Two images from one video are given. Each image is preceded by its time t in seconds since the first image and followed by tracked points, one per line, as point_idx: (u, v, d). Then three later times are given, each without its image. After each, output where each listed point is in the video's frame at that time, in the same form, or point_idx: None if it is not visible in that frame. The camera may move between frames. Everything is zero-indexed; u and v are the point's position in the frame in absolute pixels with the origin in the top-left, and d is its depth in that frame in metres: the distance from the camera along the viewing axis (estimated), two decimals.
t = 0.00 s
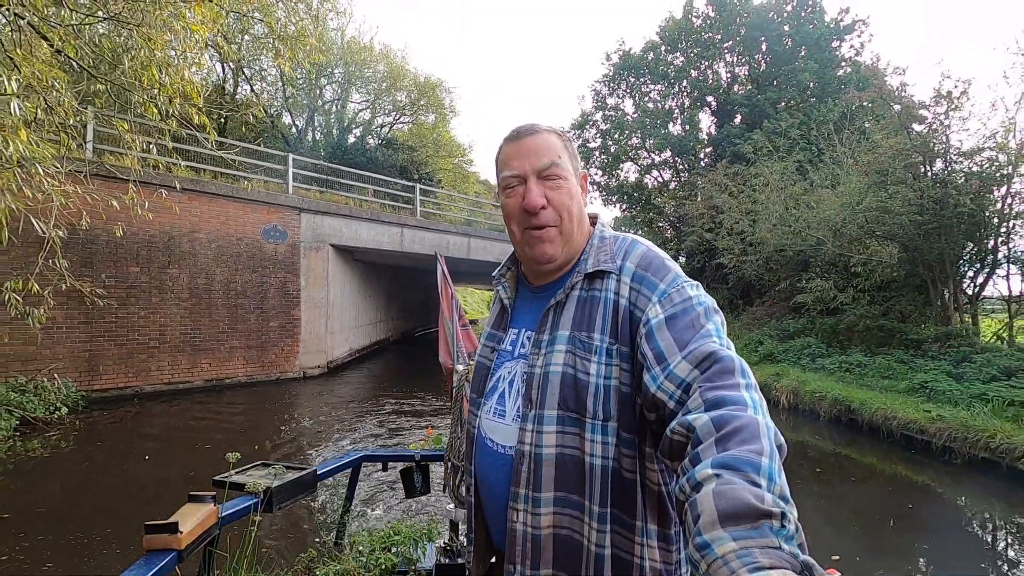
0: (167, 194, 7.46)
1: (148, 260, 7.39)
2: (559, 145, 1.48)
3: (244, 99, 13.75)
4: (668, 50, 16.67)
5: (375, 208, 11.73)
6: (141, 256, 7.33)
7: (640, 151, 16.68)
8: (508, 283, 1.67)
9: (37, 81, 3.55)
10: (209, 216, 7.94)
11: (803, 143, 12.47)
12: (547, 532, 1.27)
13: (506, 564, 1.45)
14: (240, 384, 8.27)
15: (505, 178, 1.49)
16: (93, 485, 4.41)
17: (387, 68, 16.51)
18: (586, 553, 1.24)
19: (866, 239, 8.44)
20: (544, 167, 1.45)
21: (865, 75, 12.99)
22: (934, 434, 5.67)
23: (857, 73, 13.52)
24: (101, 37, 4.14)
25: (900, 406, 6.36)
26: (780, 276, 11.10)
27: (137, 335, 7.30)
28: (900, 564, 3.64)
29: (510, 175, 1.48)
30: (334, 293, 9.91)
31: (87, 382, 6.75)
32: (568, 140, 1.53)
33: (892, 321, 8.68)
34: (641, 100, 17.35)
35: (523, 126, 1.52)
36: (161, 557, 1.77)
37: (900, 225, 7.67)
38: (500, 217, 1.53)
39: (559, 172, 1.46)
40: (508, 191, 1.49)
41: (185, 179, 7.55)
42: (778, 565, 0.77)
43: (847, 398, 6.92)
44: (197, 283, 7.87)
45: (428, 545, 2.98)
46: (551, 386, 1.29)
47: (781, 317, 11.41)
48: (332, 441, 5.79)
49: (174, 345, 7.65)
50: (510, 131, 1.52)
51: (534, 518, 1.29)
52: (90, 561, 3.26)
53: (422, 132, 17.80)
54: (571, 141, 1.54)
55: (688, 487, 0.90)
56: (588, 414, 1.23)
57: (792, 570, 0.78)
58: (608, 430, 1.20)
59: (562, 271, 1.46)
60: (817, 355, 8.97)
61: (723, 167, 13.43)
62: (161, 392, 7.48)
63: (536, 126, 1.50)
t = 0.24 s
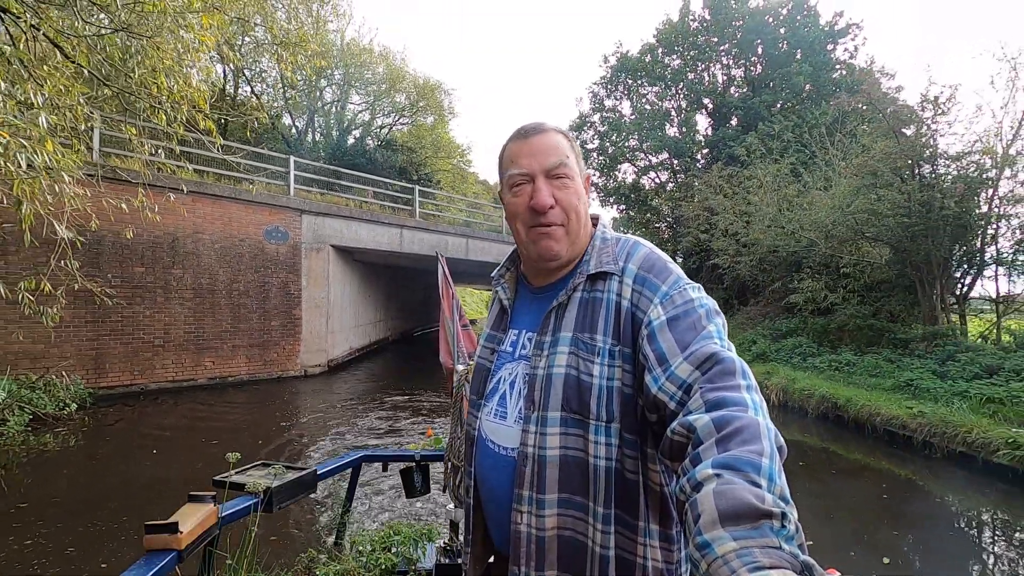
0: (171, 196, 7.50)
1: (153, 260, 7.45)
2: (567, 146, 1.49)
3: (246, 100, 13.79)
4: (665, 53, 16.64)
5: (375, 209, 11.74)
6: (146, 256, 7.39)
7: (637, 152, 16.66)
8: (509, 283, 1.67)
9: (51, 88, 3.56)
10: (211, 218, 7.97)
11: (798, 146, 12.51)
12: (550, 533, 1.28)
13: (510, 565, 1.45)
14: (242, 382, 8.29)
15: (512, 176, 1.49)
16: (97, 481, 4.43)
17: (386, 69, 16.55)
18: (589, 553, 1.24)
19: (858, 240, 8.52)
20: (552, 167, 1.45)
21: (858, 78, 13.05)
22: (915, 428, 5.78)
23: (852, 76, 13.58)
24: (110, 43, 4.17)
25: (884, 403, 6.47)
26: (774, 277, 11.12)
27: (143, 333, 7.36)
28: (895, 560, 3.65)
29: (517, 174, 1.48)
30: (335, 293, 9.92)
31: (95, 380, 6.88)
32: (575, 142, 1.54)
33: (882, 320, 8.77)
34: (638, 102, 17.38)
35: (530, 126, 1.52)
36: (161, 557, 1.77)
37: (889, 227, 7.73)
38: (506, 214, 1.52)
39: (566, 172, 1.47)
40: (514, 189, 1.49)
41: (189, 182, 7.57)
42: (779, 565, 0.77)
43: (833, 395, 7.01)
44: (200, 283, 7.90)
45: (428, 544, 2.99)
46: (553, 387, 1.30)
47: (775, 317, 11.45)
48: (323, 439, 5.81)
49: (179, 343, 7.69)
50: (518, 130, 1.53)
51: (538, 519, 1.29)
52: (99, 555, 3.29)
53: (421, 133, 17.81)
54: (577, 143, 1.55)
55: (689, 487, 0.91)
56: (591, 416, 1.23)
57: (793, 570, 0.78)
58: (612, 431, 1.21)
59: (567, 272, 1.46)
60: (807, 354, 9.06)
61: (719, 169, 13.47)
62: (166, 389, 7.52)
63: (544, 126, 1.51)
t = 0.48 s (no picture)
0: (175, 198, 7.52)
1: (157, 260, 7.46)
2: (566, 146, 1.50)
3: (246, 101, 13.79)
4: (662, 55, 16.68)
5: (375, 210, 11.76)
6: (150, 257, 7.40)
7: (636, 153, 16.52)
8: (507, 283, 1.68)
9: (64, 92, 3.54)
10: (214, 219, 7.99)
11: (793, 148, 12.55)
12: (552, 534, 1.29)
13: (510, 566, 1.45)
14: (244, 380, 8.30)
15: (511, 177, 1.50)
16: (108, 478, 4.46)
17: (385, 70, 16.57)
18: (591, 555, 1.25)
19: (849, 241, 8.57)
20: (551, 167, 1.46)
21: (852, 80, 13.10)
22: (897, 424, 5.86)
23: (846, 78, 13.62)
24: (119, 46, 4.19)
25: (869, 400, 6.56)
26: (768, 278, 11.14)
27: (147, 331, 7.39)
28: (890, 553, 3.67)
29: (516, 174, 1.49)
30: (336, 292, 9.92)
31: (100, 378, 6.93)
32: (574, 143, 1.55)
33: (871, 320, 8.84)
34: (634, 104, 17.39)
35: (530, 126, 1.53)
36: (161, 557, 1.77)
37: (877, 228, 7.78)
38: (504, 214, 1.53)
39: (565, 173, 1.47)
40: (513, 190, 1.49)
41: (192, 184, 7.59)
42: (780, 565, 0.77)
43: (821, 393, 7.04)
44: (203, 283, 7.92)
45: (428, 544, 2.99)
46: (554, 388, 1.30)
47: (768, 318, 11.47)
48: (320, 437, 5.84)
49: (183, 341, 7.71)
50: (517, 130, 1.53)
51: (539, 521, 1.30)
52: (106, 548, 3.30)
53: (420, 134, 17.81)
54: (577, 144, 1.56)
55: (689, 487, 0.91)
56: (592, 417, 1.24)
57: (793, 570, 0.78)
58: (612, 432, 1.21)
59: (565, 272, 1.47)
60: (797, 352, 9.12)
61: (715, 171, 13.49)
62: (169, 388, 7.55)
63: (543, 126, 1.52)
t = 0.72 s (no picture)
0: (180, 200, 7.54)
1: (161, 260, 7.47)
2: (567, 146, 1.50)
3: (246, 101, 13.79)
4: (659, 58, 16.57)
5: (375, 211, 11.76)
6: (154, 257, 7.41)
7: (633, 155, 16.45)
8: (508, 283, 1.69)
9: (82, 103, 3.54)
10: (216, 219, 7.99)
11: (788, 150, 12.59)
12: (553, 534, 1.29)
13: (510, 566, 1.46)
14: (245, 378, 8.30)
15: (511, 176, 1.50)
16: (112, 475, 4.47)
17: (384, 71, 16.58)
18: (592, 554, 1.25)
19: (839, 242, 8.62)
20: (552, 167, 1.47)
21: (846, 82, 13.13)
22: (881, 420, 5.89)
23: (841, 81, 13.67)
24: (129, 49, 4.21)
25: (852, 396, 6.63)
26: (761, 279, 11.16)
27: (152, 330, 7.39)
28: (885, 549, 3.69)
29: (517, 174, 1.49)
30: (337, 292, 9.93)
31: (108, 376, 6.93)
32: (575, 143, 1.55)
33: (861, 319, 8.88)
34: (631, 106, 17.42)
35: (531, 126, 1.54)
36: (161, 557, 1.78)
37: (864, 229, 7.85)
38: (504, 213, 1.53)
39: (566, 173, 1.48)
40: (514, 189, 1.50)
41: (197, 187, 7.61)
42: (778, 565, 0.78)
43: (809, 390, 7.07)
44: (207, 283, 7.93)
45: (428, 544, 3.00)
46: (554, 388, 1.31)
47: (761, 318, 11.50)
48: (318, 435, 5.86)
49: (187, 340, 7.72)
50: (519, 130, 1.54)
51: (540, 521, 1.30)
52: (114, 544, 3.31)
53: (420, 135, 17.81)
54: (578, 144, 1.56)
55: (688, 487, 0.92)
56: (592, 416, 1.24)
57: (792, 570, 0.78)
58: (612, 430, 1.22)
59: (564, 273, 1.47)
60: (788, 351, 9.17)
61: (711, 172, 13.52)
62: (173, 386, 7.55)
63: (545, 126, 1.53)
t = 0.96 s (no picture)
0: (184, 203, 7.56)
1: (165, 261, 7.47)
2: (564, 146, 1.51)
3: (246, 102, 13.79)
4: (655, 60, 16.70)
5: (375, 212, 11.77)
6: (158, 258, 7.41)
7: (627, 156, 16.61)
8: (506, 283, 1.69)
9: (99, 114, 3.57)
10: (219, 220, 8.00)
11: (784, 153, 12.64)
12: (553, 534, 1.30)
13: (510, 565, 1.46)
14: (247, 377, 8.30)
15: (508, 176, 1.51)
16: (116, 471, 4.48)
17: (383, 73, 16.60)
18: (592, 553, 1.26)
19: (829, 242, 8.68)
20: (548, 167, 1.47)
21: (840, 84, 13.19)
22: (866, 416, 5.93)
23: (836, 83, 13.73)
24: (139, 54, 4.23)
25: (837, 393, 6.68)
26: (756, 280, 11.18)
27: (156, 329, 7.40)
28: (883, 544, 3.70)
29: (514, 174, 1.50)
30: (337, 292, 9.93)
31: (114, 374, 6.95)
32: (573, 142, 1.56)
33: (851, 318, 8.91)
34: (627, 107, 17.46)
35: (528, 126, 1.54)
36: (161, 557, 1.78)
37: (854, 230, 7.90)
38: (501, 213, 1.54)
39: (562, 172, 1.48)
40: (510, 189, 1.51)
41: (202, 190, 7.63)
42: (778, 565, 0.78)
43: (798, 387, 7.09)
44: (210, 284, 7.94)
45: (428, 544, 3.01)
46: (554, 387, 1.31)
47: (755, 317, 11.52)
48: (317, 433, 5.87)
49: (191, 340, 7.73)
50: (516, 130, 1.55)
51: (539, 521, 1.31)
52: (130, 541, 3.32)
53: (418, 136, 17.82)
54: (575, 143, 1.57)
55: (689, 488, 0.92)
56: (592, 415, 1.25)
57: (792, 570, 0.79)
58: (612, 430, 1.23)
59: (561, 273, 1.47)
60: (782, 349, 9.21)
61: (707, 173, 13.54)
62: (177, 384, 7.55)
63: (541, 126, 1.53)
